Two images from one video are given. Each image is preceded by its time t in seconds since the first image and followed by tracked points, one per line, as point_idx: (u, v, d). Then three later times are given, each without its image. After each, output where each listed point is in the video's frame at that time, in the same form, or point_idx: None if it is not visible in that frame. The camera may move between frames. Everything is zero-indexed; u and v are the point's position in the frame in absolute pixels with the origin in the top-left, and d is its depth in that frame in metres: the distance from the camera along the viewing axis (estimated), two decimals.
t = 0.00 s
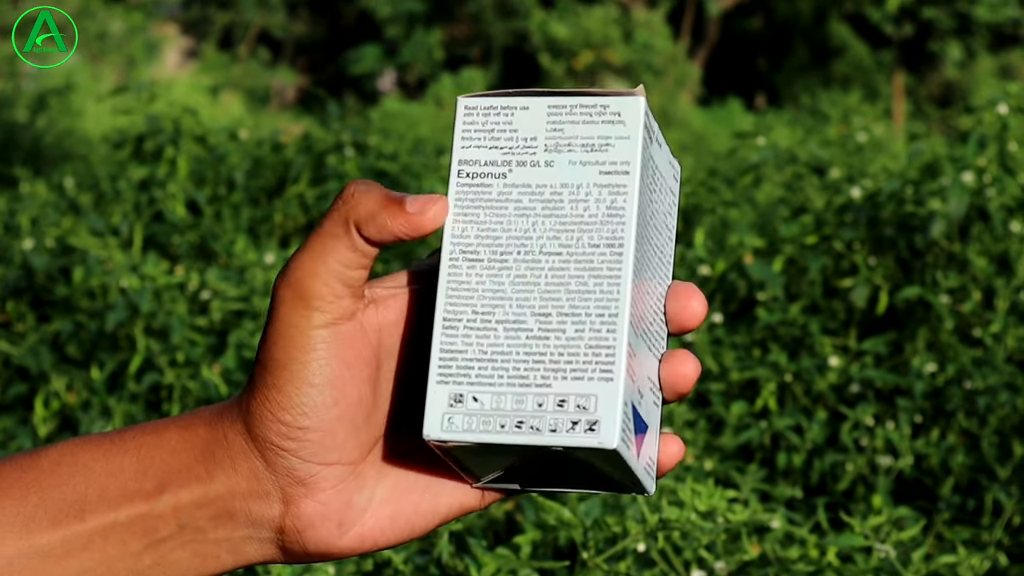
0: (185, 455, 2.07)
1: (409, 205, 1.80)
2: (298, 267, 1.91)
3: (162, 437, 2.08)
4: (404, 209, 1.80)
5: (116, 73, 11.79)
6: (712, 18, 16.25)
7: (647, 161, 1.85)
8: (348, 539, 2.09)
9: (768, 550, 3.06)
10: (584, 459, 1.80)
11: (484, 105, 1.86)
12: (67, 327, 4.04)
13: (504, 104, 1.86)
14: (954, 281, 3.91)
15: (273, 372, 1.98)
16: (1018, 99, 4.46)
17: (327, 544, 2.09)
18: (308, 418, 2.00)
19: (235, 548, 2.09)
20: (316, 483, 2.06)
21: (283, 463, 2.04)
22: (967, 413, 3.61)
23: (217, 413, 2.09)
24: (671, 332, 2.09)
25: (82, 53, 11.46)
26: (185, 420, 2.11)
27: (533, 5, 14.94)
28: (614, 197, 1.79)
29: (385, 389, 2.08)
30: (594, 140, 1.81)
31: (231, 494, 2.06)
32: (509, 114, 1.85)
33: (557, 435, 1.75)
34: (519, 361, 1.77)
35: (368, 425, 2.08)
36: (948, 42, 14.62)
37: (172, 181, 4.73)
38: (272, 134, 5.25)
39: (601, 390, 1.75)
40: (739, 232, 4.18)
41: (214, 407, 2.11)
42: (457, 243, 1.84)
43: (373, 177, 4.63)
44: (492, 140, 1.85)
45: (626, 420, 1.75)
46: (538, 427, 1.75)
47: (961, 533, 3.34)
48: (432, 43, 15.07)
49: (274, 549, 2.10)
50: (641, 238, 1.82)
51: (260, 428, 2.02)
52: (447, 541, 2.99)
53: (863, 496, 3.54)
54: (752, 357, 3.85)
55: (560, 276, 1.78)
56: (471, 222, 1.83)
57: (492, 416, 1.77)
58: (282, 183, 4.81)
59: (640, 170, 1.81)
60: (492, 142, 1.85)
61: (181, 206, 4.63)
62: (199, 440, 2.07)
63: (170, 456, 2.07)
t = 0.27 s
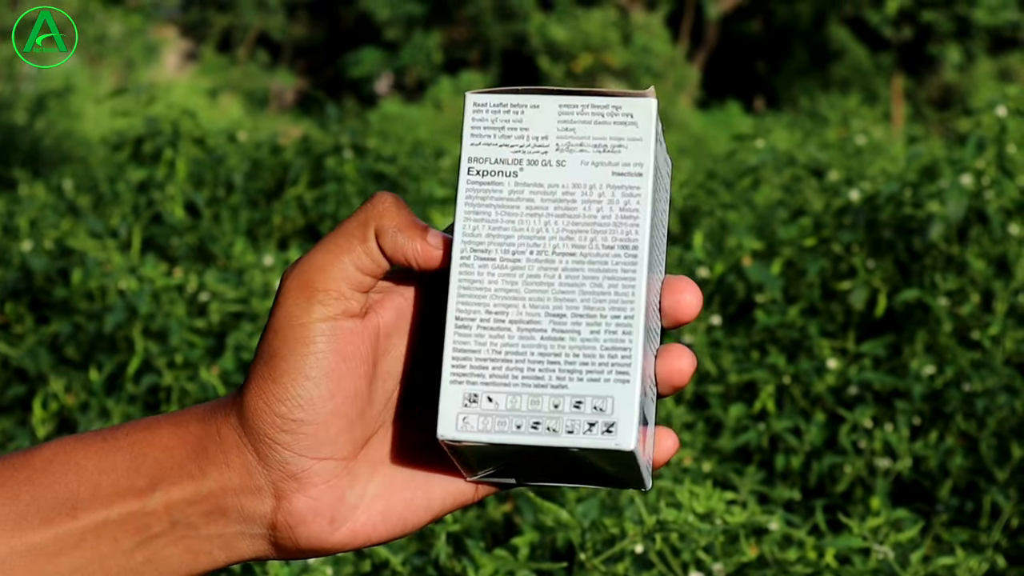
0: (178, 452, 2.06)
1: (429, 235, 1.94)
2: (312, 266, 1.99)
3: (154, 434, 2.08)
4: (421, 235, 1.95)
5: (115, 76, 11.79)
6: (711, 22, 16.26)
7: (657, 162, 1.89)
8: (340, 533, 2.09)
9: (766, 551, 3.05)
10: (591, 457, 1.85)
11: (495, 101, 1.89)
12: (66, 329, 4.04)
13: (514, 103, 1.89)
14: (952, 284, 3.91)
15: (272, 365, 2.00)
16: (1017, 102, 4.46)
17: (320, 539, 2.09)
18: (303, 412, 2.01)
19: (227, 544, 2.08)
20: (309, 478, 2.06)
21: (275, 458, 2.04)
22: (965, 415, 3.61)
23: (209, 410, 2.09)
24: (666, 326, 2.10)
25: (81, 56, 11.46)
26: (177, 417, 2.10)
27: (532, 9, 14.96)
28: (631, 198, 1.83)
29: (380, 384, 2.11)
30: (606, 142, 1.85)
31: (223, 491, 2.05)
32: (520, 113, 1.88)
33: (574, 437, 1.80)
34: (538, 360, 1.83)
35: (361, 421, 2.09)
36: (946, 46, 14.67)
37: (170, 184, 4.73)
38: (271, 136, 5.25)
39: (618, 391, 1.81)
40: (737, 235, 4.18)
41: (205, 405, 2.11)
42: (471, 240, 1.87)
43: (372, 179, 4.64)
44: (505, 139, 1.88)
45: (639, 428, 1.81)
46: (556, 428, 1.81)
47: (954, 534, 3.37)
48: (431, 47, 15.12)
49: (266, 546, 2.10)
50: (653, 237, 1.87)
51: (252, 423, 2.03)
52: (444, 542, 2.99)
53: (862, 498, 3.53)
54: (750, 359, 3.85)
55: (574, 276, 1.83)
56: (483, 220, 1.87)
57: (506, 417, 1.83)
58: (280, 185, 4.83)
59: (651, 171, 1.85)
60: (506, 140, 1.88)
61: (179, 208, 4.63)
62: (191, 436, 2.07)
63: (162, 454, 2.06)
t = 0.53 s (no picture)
0: (167, 452, 1.97)
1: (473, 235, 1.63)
2: (318, 288, 1.75)
3: (144, 435, 1.98)
4: (453, 247, 1.63)
5: (115, 78, 11.80)
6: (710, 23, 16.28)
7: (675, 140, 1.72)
8: (331, 535, 1.98)
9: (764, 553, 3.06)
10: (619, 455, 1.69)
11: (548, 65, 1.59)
12: (64, 330, 4.04)
13: (570, 72, 1.61)
14: (951, 285, 3.90)
15: (265, 371, 1.85)
16: (1015, 103, 4.47)
17: (310, 541, 1.98)
18: (298, 416, 1.88)
19: (216, 546, 1.98)
20: (298, 478, 1.96)
21: (264, 459, 1.93)
22: (964, 417, 3.61)
23: (199, 410, 1.99)
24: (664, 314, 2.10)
25: (81, 57, 11.47)
26: (167, 417, 2.01)
27: (532, 11, 14.98)
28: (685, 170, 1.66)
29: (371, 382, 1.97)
30: (656, 125, 1.65)
31: (213, 491, 1.96)
32: (579, 86, 1.61)
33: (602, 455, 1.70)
34: (632, 333, 1.54)
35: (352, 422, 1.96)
36: (945, 47, 14.72)
37: (170, 185, 4.74)
38: (270, 137, 5.26)
39: (706, 365, 1.60)
40: (736, 236, 4.18)
41: (195, 405, 2.01)
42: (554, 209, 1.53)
43: (370, 180, 4.63)
44: (570, 106, 1.59)
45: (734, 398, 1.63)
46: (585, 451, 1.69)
47: (976, 540, 3.25)
48: (431, 48, 15.16)
49: (256, 548, 1.99)
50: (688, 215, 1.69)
51: (243, 425, 1.91)
52: (442, 543, 3.00)
53: (860, 499, 3.53)
54: (749, 360, 3.84)
55: (650, 253, 1.59)
56: (564, 185, 1.55)
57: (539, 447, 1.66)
58: (279, 186, 4.84)
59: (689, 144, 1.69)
60: (572, 109, 1.59)
61: (178, 210, 4.63)
62: (182, 436, 1.97)
63: (152, 454, 1.97)
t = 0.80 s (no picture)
0: (166, 457, 1.91)
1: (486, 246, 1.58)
2: (330, 304, 1.69)
3: (143, 438, 1.93)
4: (463, 272, 1.57)
5: (113, 78, 11.83)
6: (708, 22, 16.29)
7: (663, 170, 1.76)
8: (329, 540, 1.95)
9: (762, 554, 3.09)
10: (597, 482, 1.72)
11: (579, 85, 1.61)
12: (62, 331, 4.04)
13: (598, 96, 1.62)
14: (949, 285, 3.90)
15: (273, 382, 1.80)
16: (1013, 103, 4.46)
17: (309, 546, 1.95)
18: (306, 428, 1.84)
19: (215, 550, 1.95)
20: (299, 485, 1.92)
21: (266, 465, 1.89)
22: (961, 417, 3.62)
23: (200, 413, 1.93)
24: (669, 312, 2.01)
25: (79, 58, 11.48)
26: (166, 418, 1.95)
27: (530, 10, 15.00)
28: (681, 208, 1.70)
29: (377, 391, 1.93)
30: (664, 147, 1.70)
31: (212, 496, 1.92)
32: (604, 109, 1.63)
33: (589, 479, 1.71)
34: (650, 371, 1.58)
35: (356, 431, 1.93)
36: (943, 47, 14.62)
37: (167, 185, 4.74)
38: (268, 137, 5.25)
39: (699, 403, 1.66)
40: (734, 236, 4.17)
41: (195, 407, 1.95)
42: (594, 239, 1.54)
43: (368, 180, 4.63)
44: (600, 131, 1.60)
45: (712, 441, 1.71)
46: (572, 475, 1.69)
47: (976, 539, 3.27)
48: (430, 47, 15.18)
49: (254, 553, 1.96)
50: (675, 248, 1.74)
51: (247, 431, 1.87)
52: (440, 545, 3.00)
53: (858, 500, 3.55)
54: (747, 361, 3.84)
55: (658, 285, 1.63)
56: (599, 216, 1.56)
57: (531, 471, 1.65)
58: (277, 187, 4.84)
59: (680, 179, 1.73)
60: (603, 134, 1.61)
61: (176, 210, 4.63)
62: (182, 440, 1.92)
63: (150, 458, 1.91)
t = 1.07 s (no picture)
0: (170, 461, 1.90)
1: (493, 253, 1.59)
2: (342, 310, 1.69)
3: (146, 443, 1.91)
4: (471, 281, 1.58)
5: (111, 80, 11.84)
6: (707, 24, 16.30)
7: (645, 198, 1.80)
8: (334, 546, 1.92)
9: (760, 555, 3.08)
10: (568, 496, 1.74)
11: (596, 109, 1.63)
12: (60, 332, 4.04)
13: (612, 119, 1.65)
14: (947, 286, 3.90)
15: (283, 387, 1.78)
16: (1011, 104, 4.47)
17: (313, 552, 1.92)
18: (314, 432, 1.82)
19: (218, 556, 1.93)
20: (306, 489, 1.90)
21: (273, 469, 1.86)
22: (959, 417, 3.62)
23: (204, 418, 1.91)
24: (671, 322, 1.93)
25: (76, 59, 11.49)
26: (170, 423, 1.93)
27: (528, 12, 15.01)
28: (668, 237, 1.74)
29: (383, 400, 1.91)
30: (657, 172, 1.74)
31: (216, 502, 1.89)
32: (615, 131, 1.66)
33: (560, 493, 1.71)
34: (644, 392, 1.61)
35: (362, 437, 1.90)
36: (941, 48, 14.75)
37: (165, 187, 4.74)
38: (266, 138, 5.25)
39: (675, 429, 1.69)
40: (731, 237, 4.16)
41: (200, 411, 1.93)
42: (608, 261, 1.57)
43: (366, 181, 4.62)
44: (613, 154, 1.63)
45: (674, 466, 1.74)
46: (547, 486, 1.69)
47: (976, 539, 3.26)
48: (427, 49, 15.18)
49: (259, 559, 1.93)
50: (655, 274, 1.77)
51: (254, 436, 1.85)
52: (438, 545, 3.00)
53: (856, 500, 3.55)
54: (745, 361, 3.83)
55: (650, 309, 1.66)
56: (612, 236, 1.58)
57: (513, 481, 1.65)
58: (274, 188, 4.84)
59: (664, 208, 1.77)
60: (614, 156, 1.63)
61: (174, 211, 4.63)
62: (186, 444, 1.90)
63: (153, 462, 1.90)
